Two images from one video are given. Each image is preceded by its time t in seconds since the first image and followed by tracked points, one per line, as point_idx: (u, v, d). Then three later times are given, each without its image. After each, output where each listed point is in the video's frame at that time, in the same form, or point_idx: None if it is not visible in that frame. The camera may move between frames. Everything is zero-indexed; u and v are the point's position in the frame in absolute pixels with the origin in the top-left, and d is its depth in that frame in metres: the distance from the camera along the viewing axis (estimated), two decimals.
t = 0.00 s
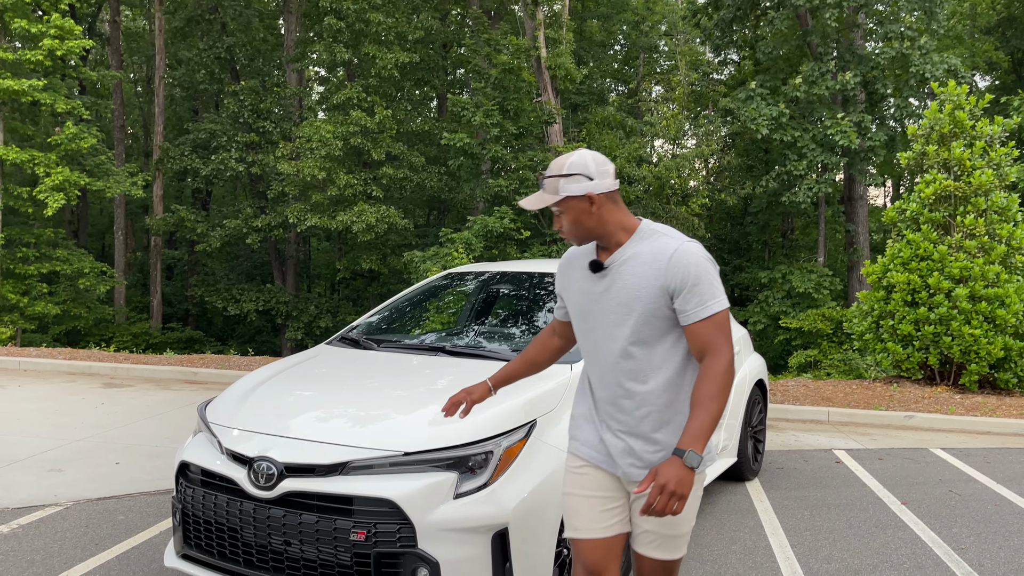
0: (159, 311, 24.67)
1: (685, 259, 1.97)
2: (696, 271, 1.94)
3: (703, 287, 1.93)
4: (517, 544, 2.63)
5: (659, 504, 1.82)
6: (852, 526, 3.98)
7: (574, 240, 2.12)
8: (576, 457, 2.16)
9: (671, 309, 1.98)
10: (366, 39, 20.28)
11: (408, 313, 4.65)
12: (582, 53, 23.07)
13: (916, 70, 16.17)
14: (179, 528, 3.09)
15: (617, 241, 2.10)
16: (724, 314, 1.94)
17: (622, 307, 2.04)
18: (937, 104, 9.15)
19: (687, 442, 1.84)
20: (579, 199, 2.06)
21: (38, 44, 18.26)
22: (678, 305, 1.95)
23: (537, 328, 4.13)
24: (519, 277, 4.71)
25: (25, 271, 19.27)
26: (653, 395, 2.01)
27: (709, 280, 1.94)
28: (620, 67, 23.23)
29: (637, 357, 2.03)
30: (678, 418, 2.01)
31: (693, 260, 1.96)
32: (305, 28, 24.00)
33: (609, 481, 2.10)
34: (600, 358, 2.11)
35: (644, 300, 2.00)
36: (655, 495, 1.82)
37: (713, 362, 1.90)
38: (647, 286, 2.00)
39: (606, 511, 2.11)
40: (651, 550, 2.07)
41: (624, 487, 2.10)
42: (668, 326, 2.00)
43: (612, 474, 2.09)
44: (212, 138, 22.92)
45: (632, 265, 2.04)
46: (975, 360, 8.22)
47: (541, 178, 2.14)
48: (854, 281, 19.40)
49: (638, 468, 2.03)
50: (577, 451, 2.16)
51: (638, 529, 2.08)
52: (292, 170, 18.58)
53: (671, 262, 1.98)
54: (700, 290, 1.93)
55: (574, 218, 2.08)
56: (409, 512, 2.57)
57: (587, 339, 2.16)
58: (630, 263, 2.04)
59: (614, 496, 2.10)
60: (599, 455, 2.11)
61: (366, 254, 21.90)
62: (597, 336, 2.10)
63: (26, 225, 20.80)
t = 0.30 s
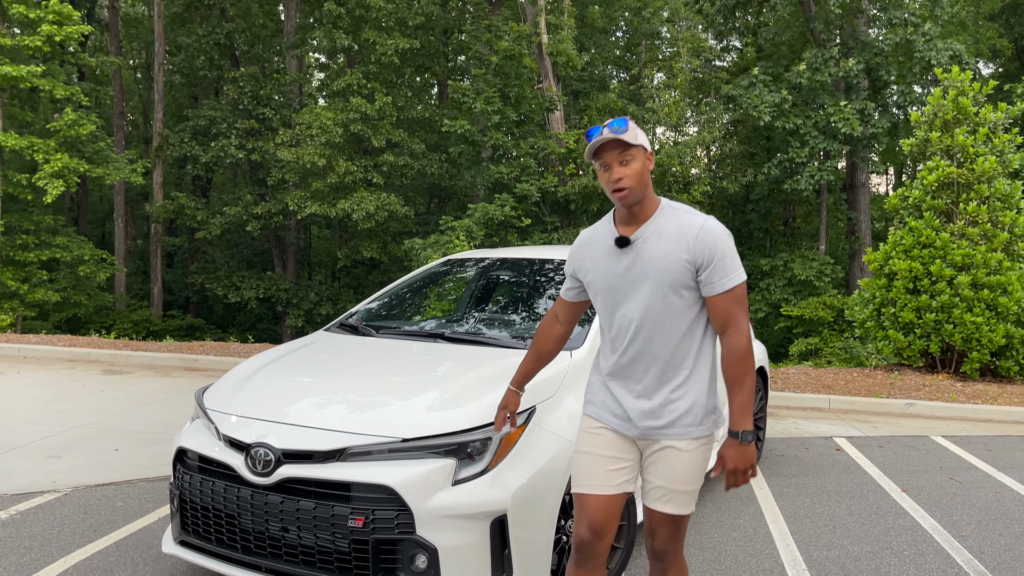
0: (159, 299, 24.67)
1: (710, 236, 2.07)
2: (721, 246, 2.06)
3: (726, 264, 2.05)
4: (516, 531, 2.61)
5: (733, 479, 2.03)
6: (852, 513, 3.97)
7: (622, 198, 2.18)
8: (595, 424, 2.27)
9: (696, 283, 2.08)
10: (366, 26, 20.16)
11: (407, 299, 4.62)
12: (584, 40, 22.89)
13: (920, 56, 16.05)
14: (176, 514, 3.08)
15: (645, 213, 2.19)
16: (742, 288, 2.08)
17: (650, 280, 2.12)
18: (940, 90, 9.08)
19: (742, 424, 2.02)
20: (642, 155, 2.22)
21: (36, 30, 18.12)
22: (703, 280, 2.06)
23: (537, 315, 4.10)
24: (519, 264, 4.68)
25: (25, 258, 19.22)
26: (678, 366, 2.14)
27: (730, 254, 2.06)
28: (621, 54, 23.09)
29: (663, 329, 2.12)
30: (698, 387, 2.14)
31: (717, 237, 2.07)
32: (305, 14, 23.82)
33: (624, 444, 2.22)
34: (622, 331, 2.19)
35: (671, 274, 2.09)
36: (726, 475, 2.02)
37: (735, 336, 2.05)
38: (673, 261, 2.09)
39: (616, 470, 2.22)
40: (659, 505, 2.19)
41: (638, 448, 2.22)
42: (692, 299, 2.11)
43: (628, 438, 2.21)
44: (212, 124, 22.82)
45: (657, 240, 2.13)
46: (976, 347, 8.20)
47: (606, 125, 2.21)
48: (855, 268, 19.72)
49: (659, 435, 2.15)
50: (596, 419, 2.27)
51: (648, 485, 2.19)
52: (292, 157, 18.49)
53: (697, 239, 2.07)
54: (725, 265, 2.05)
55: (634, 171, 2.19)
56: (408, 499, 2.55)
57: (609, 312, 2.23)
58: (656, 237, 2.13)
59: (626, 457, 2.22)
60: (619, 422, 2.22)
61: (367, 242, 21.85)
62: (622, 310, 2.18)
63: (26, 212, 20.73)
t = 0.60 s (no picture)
0: (158, 285, 24.61)
1: (716, 219, 2.28)
2: (727, 228, 2.27)
3: (730, 245, 2.27)
4: (520, 520, 2.58)
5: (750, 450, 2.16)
6: (857, 501, 3.95)
7: (632, 177, 2.36)
8: (608, 408, 2.42)
9: (703, 263, 2.28)
10: (365, 11, 20.02)
11: (407, 286, 4.58)
12: (584, 26, 22.73)
13: (922, 43, 15.95)
14: (175, 502, 3.05)
15: (651, 195, 2.36)
16: (742, 268, 2.30)
17: (664, 260, 2.28)
18: (944, 76, 9.01)
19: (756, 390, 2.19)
20: (649, 140, 2.41)
21: (32, 14, 17.97)
22: (711, 260, 2.27)
23: (539, 302, 4.06)
24: (520, 250, 4.64)
25: (23, 244, 19.15)
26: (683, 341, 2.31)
27: (733, 235, 2.29)
28: (622, 41, 22.92)
29: (674, 306, 2.29)
30: (702, 361, 2.32)
31: (722, 220, 2.28)
32: None
33: (631, 433, 2.41)
34: (634, 310, 2.34)
35: (682, 255, 2.27)
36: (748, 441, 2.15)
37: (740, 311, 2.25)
38: (684, 242, 2.27)
39: (623, 460, 2.44)
40: (661, 480, 2.34)
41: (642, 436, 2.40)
42: (697, 278, 2.30)
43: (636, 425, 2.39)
44: (210, 110, 22.69)
45: (667, 222, 2.30)
46: (979, 335, 8.18)
47: (618, 105, 2.41)
48: (855, 256, 19.66)
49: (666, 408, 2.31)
50: (608, 398, 2.41)
51: (650, 461, 2.35)
52: (290, 144, 18.39)
53: (705, 221, 2.27)
54: (731, 245, 2.27)
55: (646, 151, 2.38)
56: (410, 487, 2.52)
57: (619, 292, 2.37)
58: (665, 218, 2.31)
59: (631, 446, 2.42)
60: (627, 399, 2.37)
61: (366, 229, 21.77)
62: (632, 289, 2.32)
63: (23, 198, 20.64)
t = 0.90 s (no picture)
0: (155, 272, 24.49)
1: (709, 204, 2.27)
2: (719, 212, 2.27)
3: (722, 229, 2.26)
4: (529, 511, 2.54)
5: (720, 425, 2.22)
6: (863, 492, 3.91)
7: (627, 162, 2.34)
8: (608, 388, 2.41)
9: (696, 247, 2.27)
10: None
11: (407, 275, 4.50)
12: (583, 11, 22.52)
13: (923, 30, 15.84)
14: (174, 493, 3.00)
15: (646, 181, 2.34)
16: (733, 251, 2.29)
17: (658, 244, 2.28)
18: (949, 62, 8.92)
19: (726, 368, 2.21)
20: (644, 125, 2.38)
21: None
22: (703, 244, 2.26)
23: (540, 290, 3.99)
24: (521, 237, 4.57)
25: (18, 231, 19.03)
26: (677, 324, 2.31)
27: (725, 219, 2.28)
28: (621, 27, 22.73)
29: (668, 290, 2.29)
30: (695, 344, 2.32)
31: (715, 205, 2.27)
32: None
33: (634, 411, 2.40)
34: (628, 294, 2.34)
35: (676, 239, 2.26)
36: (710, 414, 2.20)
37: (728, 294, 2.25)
38: (677, 226, 2.26)
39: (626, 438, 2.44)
40: (665, 456, 2.30)
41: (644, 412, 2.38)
42: (690, 263, 2.29)
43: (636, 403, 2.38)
44: (206, 96, 22.49)
45: (661, 207, 2.28)
46: (981, 324, 8.16)
47: (613, 92, 2.39)
48: (854, 245, 19.61)
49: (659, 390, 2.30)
50: (605, 382, 2.42)
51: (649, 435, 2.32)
52: (287, 130, 18.25)
53: (697, 205, 2.26)
54: (723, 229, 2.26)
55: (640, 137, 2.36)
56: (415, 479, 2.47)
57: (614, 276, 2.37)
58: (660, 204, 2.29)
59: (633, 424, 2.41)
60: (625, 382, 2.37)
61: (363, 216, 21.66)
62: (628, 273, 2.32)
63: (18, 184, 20.48)
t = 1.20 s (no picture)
0: (149, 261, 24.33)
1: (711, 188, 2.22)
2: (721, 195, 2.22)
3: (725, 213, 2.21)
4: (537, 507, 2.49)
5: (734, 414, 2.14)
6: (870, 485, 3.88)
7: (628, 149, 2.27)
8: (614, 377, 2.33)
9: (699, 231, 2.22)
10: None
11: (406, 265, 4.43)
12: None
13: (922, 19, 15.78)
14: (173, 488, 2.93)
15: (648, 167, 2.28)
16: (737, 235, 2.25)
17: (662, 229, 2.22)
18: (953, 51, 8.86)
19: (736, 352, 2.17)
20: (643, 111, 2.31)
21: None
22: (706, 229, 2.21)
23: (542, 280, 3.93)
24: (521, 226, 4.49)
25: (11, 218, 18.88)
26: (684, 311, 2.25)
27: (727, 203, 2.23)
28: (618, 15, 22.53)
29: (673, 276, 2.23)
30: (702, 331, 2.26)
31: (717, 189, 2.23)
32: None
33: (642, 402, 2.33)
34: (633, 281, 2.27)
35: (680, 224, 2.20)
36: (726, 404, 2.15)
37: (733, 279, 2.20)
38: (681, 211, 2.20)
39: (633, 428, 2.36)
40: (674, 448, 2.25)
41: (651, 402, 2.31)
42: (694, 248, 2.24)
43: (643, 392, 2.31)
44: (200, 83, 22.28)
45: (663, 193, 2.23)
46: (983, 315, 8.13)
47: (611, 81, 2.32)
48: (852, 235, 19.57)
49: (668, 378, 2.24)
50: (611, 373, 2.34)
51: (660, 429, 2.26)
52: (282, 118, 18.07)
53: (701, 189, 2.21)
54: (725, 213, 2.22)
55: (641, 124, 2.29)
56: (421, 475, 2.41)
57: (618, 264, 2.30)
58: (662, 190, 2.23)
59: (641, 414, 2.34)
60: (633, 371, 2.29)
61: (358, 205, 21.52)
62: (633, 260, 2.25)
63: (11, 171, 20.29)
